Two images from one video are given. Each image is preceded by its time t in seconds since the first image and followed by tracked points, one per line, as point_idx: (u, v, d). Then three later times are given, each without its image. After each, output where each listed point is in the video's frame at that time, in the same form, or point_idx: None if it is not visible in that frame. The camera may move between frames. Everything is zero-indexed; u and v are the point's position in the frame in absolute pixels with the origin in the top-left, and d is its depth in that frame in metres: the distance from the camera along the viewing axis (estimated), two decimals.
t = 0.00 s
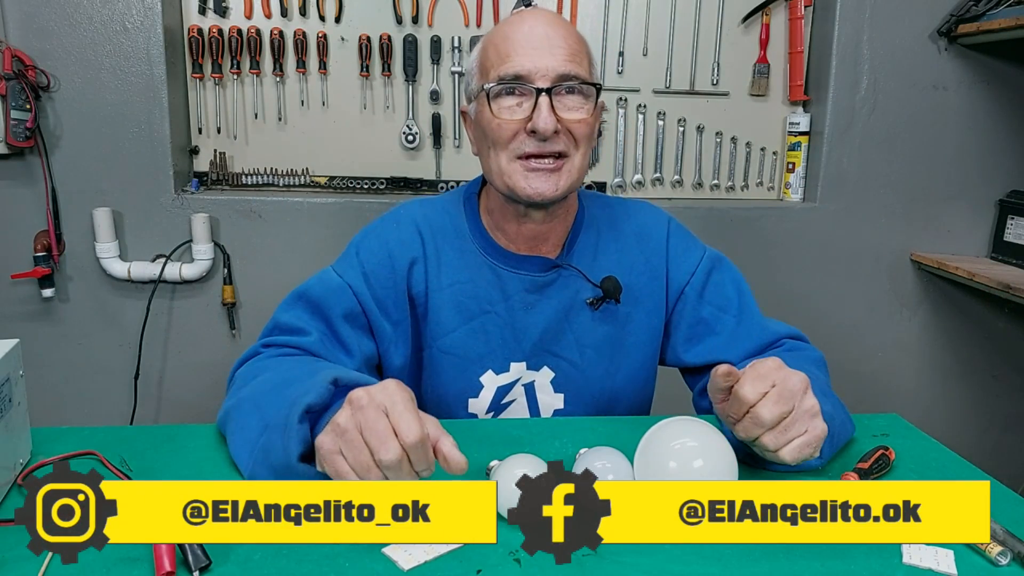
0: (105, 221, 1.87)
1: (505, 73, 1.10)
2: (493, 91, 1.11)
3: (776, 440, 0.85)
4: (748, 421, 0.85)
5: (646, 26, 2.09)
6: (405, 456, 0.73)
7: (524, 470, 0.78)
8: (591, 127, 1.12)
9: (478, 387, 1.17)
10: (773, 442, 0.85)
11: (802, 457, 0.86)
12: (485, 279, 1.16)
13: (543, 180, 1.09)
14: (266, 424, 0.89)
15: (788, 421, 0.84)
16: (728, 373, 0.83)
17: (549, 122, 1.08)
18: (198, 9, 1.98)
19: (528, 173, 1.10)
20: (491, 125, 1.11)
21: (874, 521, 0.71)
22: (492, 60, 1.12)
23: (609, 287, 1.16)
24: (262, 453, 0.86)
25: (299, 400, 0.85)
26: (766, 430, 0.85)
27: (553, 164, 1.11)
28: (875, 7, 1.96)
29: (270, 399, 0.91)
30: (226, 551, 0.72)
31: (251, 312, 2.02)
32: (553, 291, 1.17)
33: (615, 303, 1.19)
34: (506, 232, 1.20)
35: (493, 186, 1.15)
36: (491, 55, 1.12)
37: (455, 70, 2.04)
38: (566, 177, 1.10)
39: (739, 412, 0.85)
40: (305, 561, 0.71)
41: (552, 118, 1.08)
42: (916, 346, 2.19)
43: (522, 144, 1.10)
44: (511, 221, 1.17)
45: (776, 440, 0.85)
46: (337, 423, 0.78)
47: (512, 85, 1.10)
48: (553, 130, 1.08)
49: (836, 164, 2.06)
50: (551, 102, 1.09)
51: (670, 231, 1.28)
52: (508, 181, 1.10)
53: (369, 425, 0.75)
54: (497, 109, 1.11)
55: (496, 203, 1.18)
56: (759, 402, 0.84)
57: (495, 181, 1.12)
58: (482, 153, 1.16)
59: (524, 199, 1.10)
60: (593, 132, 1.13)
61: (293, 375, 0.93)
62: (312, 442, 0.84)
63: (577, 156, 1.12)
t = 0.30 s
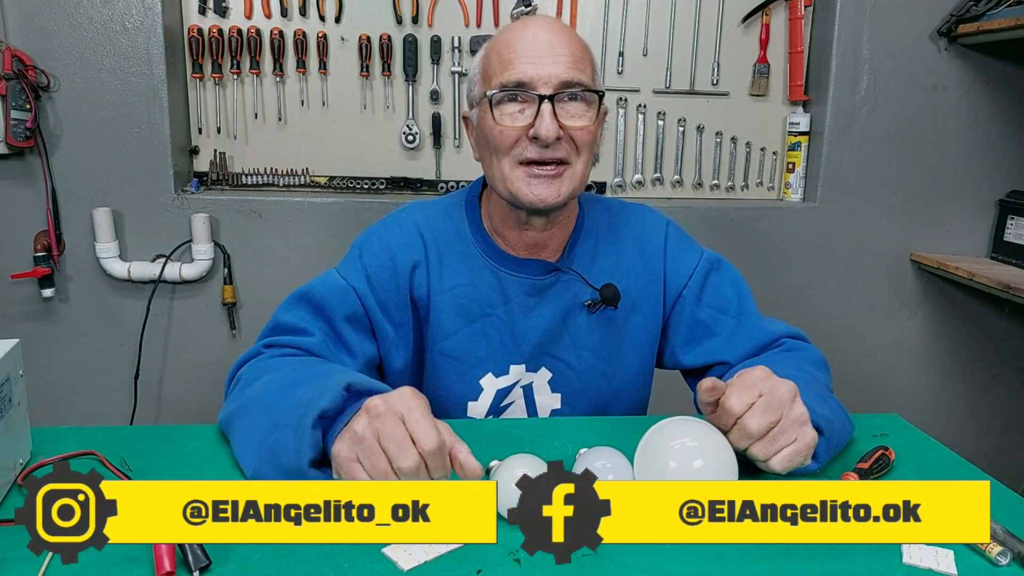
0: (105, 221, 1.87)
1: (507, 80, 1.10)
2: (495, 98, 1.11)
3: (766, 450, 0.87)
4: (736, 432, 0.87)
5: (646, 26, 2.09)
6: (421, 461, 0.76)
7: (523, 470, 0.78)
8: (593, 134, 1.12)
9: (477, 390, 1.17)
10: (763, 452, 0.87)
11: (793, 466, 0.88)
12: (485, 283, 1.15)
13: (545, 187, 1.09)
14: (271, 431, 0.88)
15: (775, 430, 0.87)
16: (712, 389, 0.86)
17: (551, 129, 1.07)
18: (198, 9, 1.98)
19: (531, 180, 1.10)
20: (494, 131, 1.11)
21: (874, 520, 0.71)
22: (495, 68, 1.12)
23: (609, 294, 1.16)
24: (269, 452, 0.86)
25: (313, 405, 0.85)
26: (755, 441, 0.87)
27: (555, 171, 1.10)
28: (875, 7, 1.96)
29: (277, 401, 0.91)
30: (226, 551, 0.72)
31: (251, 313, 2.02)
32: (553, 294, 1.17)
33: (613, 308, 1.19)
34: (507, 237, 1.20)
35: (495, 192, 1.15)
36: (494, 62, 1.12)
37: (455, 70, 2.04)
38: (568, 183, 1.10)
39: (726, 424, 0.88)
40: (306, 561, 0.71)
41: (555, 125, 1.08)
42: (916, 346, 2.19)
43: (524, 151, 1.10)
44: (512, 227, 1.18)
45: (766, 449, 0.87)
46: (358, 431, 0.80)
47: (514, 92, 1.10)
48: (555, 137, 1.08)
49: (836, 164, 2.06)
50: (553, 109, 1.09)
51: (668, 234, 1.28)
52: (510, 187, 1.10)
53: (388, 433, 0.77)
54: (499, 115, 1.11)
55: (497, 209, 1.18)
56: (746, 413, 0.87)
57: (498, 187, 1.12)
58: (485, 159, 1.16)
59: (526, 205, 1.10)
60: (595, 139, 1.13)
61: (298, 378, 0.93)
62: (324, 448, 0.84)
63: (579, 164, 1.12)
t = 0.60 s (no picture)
0: (105, 221, 1.87)
1: (508, 79, 1.10)
2: (497, 97, 1.11)
3: (812, 423, 0.82)
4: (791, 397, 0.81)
5: (646, 26, 2.09)
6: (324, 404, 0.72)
7: (523, 469, 0.79)
8: (593, 133, 1.12)
9: (480, 387, 1.17)
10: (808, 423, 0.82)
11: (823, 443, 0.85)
12: (486, 279, 1.16)
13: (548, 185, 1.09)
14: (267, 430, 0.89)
15: (832, 410, 0.81)
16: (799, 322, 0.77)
17: (553, 127, 1.07)
18: (198, 9, 1.98)
19: (533, 179, 1.10)
20: (496, 131, 1.11)
21: (874, 521, 0.71)
22: (497, 67, 1.11)
23: (609, 291, 1.17)
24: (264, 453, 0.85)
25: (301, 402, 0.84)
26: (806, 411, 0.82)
27: (557, 170, 1.10)
28: (875, 7, 1.96)
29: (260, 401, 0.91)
30: (226, 551, 0.72)
31: (251, 313, 2.02)
32: (553, 291, 1.17)
33: (614, 304, 1.19)
34: (507, 235, 1.20)
35: (496, 190, 1.15)
36: (496, 62, 1.12)
37: (454, 70, 2.04)
38: (569, 182, 1.10)
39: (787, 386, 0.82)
40: (306, 561, 0.71)
41: (557, 125, 1.08)
42: (916, 345, 2.19)
43: (526, 149, 1.10)
44: (512, 225, 1.18)
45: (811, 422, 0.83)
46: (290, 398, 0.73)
47: (515, 91, 1.10)
48: (557, 136, 1.08)
49: (836, 164, 2.06)
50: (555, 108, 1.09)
51: (667, 233, 1.28)
52: (511, 184, 1.10)
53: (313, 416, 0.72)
54: (502, 114, 1.11)
55: (498, 207, 1.18)
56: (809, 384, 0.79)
57: (500, 186, 1.13)
58: (486, 158, 1.16)
59: (528, 203, 1.10)
60: (595, 138, 1.13)
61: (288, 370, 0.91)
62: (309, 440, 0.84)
63: (579, 162, 1.12)
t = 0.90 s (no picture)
0: (105, 221, 1.87)
1: (508, 86, 1.08)
2: (496, 104, 1.09)
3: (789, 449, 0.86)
4: (762, 430, 0.84)
5: (646, 26, 2.09)
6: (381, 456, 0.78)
7: (523, 469, 0.78)
8: (592, 140, 1.11)
9: (479, 387, 1.17)
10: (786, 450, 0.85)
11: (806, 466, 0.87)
12: (486, 279, 1.16)
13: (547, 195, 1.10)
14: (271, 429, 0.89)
15: (803, 430, 0.86)
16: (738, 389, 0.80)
17: (553, 139, 1.07)
18: (198, 9, 1.98)
19: (532, 189, 1.10)
20: (495, 138, 1.10)
21: (874, 521, 0.71)
22: (496, 76, 1.10)
23: (609, 287, 1.17)
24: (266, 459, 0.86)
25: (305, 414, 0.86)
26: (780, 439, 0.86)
27: (556, 179, 1.11)
28: (875, 7, 1.97)
29: (273, 400, 0.92)
30: (226, 551, 0.72)
31: (251, 313, 2.03)
32: (553, 291, 1.17)
33: (615, 302, 1.19)
34: (507, 236, 1.19)
35: (495, 194, 1.16)
36: (495, 68, 1.10)
37: (455, 70, 2.04)
38: (566, 192, 1.11)
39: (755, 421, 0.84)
40: (305, 561, 0.71)
41: (556, 137, 1.07)
42: (916, 345, 2.19)
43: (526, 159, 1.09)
44: (508, 226, 1.17)
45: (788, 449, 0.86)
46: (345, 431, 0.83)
47: (515, 98, 1.08)
48: (558, 147, 1.07)
49: (836, 164, 2.06)
50: (555, 117, 1.08)
51: (669, 231, 1.28)
52: (511, 194, 1.11)
53: (366, 465, 0.78)
54: (500, 122, 1.10)
55: (494, 207, 1.18)
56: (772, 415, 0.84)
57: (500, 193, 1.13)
58: (485, 161, 1.15)
59: (527, 214, 1.12)
60: (595, 144, 1.13)
61: (293, 376, 0.94)
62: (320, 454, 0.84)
63: (578, 171, 1.12)
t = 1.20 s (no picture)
0: (105, 221, 1.87)
1: (537, 209, 0.89)
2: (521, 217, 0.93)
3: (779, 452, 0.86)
4: (751, 432, 0.85)
5: (646, 26, 2.09)
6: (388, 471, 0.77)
7: (523, 470, 0.78)
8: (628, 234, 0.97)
9: (493, 410, 1.18)
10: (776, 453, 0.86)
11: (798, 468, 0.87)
12: (502, 300, 1.14)
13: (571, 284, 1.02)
14: (269, 438, 0.89)
15: (793, 435, 0.85)
16: (738, 378, 0.82)
17: (583, 263, 0.95)
18: (198, 9, 1.98)
19: (556, 277, 1.02)
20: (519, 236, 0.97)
21: (874, 520, 0.71)
22: (527, 172, 0.88)
23: (628, 315, 1.16)
24: (263, 471, 0.85)
25: (302, 427, 0.85)
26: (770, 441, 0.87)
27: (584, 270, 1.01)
28: (875, 7, 1.97)
29: (268, 410, 0.91)
30: (226, 551, 0.72)
31: (252, 313, 2.03)
32: (570, 314, 1.15)
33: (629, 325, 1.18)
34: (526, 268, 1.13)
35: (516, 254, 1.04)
36: (525, 161, 0.88)
37: (455, 70, 2.04)
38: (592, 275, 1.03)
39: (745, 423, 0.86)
40: (306, 561, 0.71)
41: (588, 257, 0.94)
42: (916, 346, 2.19)
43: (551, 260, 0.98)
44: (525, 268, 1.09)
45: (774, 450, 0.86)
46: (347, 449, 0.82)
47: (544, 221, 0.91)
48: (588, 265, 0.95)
49: (836, 164, 2.06)
50: (588, 242, 0.93)
51: (682, 236, 1.26)
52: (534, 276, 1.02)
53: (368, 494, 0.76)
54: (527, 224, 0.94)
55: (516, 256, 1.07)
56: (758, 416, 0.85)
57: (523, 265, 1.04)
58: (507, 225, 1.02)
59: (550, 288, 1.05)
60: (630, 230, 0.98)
61: (296, 384, 0.94)
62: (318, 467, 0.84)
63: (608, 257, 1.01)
